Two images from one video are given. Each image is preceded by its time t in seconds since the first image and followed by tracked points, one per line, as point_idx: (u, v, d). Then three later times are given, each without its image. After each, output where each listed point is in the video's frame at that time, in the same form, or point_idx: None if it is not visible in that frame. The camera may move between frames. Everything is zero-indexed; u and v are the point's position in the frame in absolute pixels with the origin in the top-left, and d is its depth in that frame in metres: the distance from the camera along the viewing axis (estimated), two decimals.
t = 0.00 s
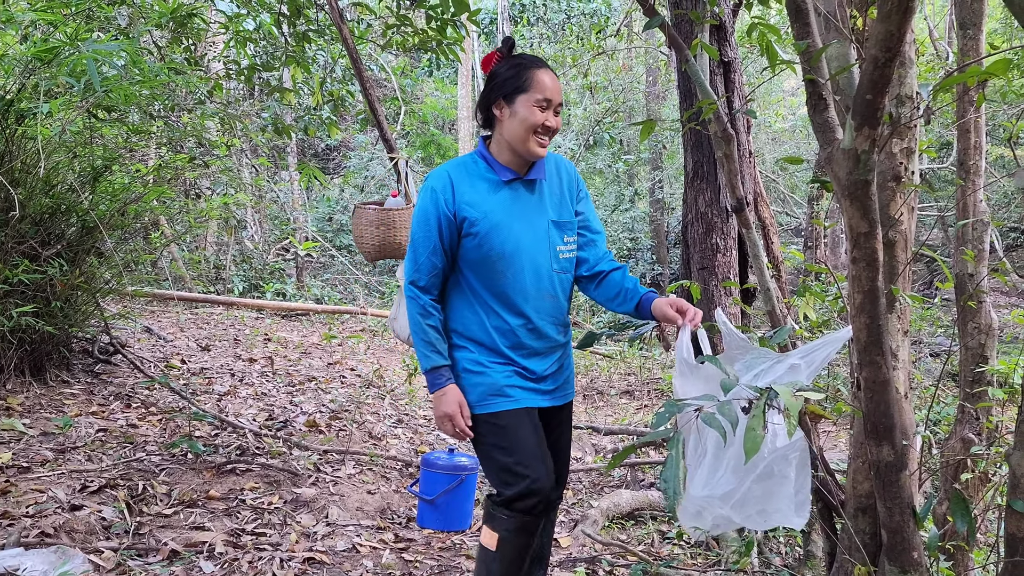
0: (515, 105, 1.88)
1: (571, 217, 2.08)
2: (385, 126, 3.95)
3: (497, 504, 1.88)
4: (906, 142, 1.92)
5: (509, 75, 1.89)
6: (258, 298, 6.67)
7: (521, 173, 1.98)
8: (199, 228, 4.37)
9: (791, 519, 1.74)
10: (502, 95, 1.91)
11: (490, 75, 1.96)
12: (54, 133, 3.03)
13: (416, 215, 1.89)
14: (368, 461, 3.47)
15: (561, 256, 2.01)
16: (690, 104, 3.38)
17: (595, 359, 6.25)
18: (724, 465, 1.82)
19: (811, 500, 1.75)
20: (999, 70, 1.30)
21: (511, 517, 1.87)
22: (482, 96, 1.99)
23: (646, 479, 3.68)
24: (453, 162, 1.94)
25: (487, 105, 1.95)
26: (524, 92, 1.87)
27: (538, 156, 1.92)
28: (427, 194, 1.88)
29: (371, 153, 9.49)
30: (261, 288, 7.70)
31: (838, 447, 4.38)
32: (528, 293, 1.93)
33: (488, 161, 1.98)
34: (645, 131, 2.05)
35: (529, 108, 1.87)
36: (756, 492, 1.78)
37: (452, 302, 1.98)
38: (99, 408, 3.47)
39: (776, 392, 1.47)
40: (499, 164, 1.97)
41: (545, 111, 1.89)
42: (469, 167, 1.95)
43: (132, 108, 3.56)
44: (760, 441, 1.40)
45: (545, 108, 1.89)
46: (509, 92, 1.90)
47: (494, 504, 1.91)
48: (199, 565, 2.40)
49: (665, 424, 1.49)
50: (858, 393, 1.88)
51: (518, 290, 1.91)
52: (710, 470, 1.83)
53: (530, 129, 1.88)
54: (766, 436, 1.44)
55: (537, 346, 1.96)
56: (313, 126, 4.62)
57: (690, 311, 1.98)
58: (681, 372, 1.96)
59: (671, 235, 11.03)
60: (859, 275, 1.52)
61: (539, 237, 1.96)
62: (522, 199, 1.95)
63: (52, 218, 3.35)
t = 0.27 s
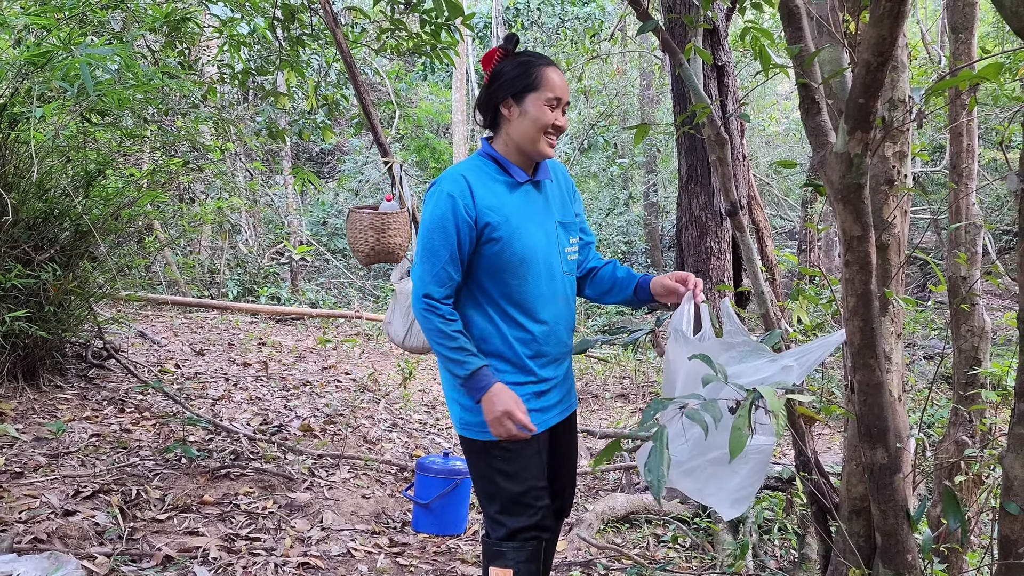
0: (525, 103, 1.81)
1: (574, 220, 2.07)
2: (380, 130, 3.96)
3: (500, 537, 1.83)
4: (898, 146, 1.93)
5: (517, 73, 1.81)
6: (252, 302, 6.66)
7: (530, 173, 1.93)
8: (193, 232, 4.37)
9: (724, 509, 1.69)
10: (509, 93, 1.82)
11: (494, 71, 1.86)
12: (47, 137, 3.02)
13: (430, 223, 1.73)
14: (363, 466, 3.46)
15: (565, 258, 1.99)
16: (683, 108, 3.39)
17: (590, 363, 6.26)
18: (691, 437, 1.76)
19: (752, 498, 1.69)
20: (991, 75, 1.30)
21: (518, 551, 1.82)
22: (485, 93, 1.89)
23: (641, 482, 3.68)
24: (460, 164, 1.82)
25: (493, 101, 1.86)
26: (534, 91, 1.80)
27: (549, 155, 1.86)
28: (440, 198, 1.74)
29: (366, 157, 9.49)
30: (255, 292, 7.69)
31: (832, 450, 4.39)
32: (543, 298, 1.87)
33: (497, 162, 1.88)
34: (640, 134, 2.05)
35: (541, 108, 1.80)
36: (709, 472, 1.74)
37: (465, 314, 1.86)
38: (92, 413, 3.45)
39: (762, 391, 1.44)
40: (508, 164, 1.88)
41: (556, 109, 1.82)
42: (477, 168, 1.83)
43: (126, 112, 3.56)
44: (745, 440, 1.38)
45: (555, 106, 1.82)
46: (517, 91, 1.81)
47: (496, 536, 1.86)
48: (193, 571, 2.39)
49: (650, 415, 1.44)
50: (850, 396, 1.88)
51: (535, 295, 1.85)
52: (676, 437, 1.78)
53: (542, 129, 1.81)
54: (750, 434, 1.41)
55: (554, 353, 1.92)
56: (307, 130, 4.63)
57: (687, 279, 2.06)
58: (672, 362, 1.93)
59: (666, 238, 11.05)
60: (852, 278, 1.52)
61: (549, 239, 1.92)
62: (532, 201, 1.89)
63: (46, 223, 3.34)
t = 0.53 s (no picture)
0: (531, 100, 1.75)
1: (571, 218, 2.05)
2: (374, 134, 3.96)
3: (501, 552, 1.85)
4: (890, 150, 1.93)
5: (518, 69, 1.75)
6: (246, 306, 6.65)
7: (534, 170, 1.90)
8: (186, 235, 4.37)
9: (717, 508, 1.68)
10: (512, 91, 1.76)
11: (492, 67, 1.79)
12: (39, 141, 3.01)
13: (467, 224, 1.65)
14: (357, 470, 3.45)
15: (565, 258, 1.98)
16: (677, 111, 3.40)
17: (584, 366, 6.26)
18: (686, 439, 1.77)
19: (746, 499, 1.68)
20: (982, 79, 1.33)
21: (518, 565, 1.85)
22: (483, 91, 1.82)
23: (635, 486, 3.68)
24: (478, 162, 1.74)
25: (494, 101, 1.80)
26: (539, 86, 1.74)
27: (557, 150, 1.83)
28: (475, 199, 1.66)
29: (360, 161, 9.49)
30: (249, 295, 7.68)
31: (826, 453, 4.40)
32: (553, 302, 1.87)
33: (506, 159, 1.81)
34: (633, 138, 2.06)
35: (547, 103, 1.75)
36: (701, 472, 1.74)
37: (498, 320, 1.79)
38: (85, 417, 3.44)
39: (754, 390, 1.41)
40: (517, 161, 1.83)
41: (560, 103, 1.78)
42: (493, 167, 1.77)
43: (119, 116, 3.55)
44: (736, 436, 1.33)
45: (559, 100, 1.77)
46: (520, 88, 1.75)
47: (499, 551, 1.87)
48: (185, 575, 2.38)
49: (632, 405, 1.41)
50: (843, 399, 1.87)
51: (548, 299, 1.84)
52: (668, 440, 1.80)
53: (550, 125, 1.77)
54: (740, 431, 1.37)
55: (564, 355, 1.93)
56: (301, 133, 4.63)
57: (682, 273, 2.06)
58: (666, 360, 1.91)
59: (660, 241, 11.08)
60: (845, 281, 1.53)
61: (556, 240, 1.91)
62: (540, 201, 1.87)
63: (38, 226, 3.33)
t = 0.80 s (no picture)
0: (533, 101, 1.75)
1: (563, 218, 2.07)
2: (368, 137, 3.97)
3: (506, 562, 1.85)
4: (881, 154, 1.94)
5: (518, 70, 1.73)
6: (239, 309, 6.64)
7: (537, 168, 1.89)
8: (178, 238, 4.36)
9: (693, 505, 1.73)
10: (515, 92, 1.75)
11: (490, 69, 1.77)
12: (30, 143, 3.00)
13: (525, 221, 1.55)
14: (350, 473, 3.44)
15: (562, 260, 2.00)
16: (670, 115, 3.41)
17: (578, 369, 6.27)
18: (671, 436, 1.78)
19: (722, 499, 1.72)
20: (971, 83, 1.33)
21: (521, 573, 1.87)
22: (483, 93, 1.80)
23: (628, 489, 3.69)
24: (506, 163, 1.68)
25: (496, 104, 1.78)
26: (541, 85, 1.73)
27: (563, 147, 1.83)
28: (524, 199, 1.59)
29: (355, 164, 9.49)
30: (242, 298, 7.67)
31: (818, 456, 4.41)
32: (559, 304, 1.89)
33: (518, 160, 1.79)
34: (627, 141, 2.07)
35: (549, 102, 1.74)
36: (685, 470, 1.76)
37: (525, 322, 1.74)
38: (76, 420, 3.43)
39: (744, 393, 1.41)
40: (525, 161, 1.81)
41: (562, 100, 1.78)
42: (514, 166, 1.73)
43: (111, 118, 3.54)
44: (727, 440, 1.33)
45: (561, 97, 1.77)
46: (522, 89, 1.74)
47: (502, 559, 1.88)
48: None
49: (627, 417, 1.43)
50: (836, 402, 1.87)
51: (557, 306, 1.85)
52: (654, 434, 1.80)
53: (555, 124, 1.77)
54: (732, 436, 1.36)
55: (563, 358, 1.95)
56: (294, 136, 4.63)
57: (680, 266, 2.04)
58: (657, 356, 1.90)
59: (655, 244, 11.10)
60: (835, 285, 1.53)
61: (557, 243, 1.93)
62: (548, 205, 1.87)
63: (30, 228, 3.32)
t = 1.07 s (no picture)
0: (528, 101, 1.75)
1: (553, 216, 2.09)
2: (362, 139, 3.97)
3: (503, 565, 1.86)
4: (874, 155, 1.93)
5: (512, 69, 1.73)
6: (234, 311, 6.64)
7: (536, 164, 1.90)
8: (172, 240, 4.36)
9: (688, 500, 1.71)
10: (512, 92, 1.75)
11: (481, 69, 1.76)
12: (23, 145, 3.00)
13: (547, 218, 1.57)
14: (343, 475, 3.44)
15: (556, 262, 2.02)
16: (664, 117, 3.41)
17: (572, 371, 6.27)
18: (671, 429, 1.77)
19: (716, 494, 1.71)
20: (963, 85, 1.31)
21: None
22: (478, 94, 1.80)
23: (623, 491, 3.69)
24: (516, 163, 1.70)
25: (492, 106, 1.78)
26: (536, 82, 1.73)
27: (563, 143, 1.84)
28: (541, 196, 1.61)
29: (350, 166, 9.50)
30: (237, 300, 7.68)
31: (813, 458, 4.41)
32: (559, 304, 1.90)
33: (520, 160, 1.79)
34: (621, 143, 2.08)
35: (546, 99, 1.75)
36: (679, 466, 1.76)
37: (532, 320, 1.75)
38: (69, 422, 3.42)
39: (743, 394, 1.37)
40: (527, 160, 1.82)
41: (557, 95, 1.78)
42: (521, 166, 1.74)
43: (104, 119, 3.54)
44: (723, 441, 1.28)
45: (556, 92, 1.77)
46: (517, 88, 1.74)
47: (500, 563, 1.88)
48: None
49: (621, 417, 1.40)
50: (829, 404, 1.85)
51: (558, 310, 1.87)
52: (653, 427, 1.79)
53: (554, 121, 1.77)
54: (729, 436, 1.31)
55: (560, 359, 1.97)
56: (289, 138, 4.63)
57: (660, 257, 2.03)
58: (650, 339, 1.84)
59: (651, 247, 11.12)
60: (828, 286, 1.51)
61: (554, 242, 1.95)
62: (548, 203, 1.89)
63: (23, 230, 3.32)
